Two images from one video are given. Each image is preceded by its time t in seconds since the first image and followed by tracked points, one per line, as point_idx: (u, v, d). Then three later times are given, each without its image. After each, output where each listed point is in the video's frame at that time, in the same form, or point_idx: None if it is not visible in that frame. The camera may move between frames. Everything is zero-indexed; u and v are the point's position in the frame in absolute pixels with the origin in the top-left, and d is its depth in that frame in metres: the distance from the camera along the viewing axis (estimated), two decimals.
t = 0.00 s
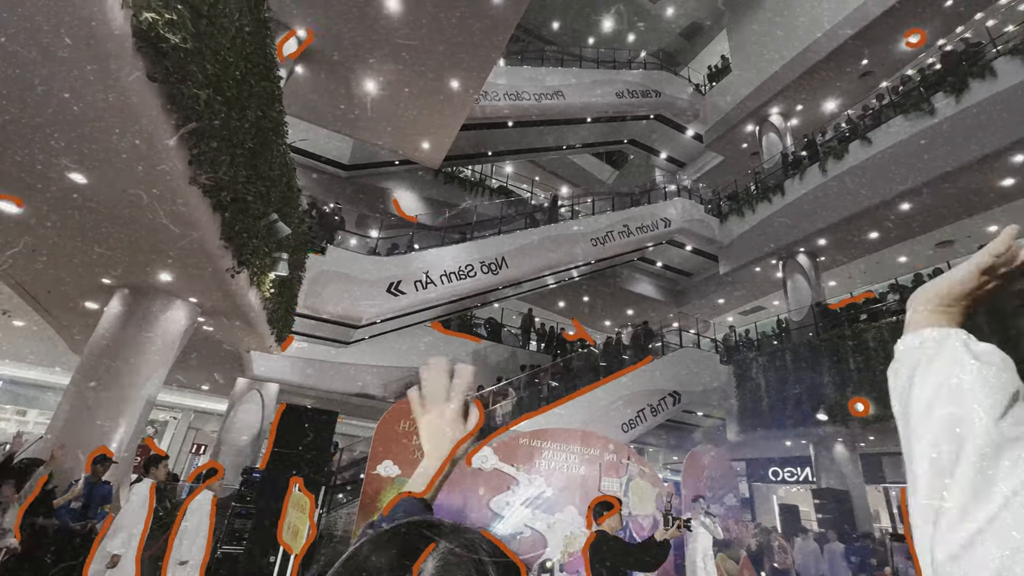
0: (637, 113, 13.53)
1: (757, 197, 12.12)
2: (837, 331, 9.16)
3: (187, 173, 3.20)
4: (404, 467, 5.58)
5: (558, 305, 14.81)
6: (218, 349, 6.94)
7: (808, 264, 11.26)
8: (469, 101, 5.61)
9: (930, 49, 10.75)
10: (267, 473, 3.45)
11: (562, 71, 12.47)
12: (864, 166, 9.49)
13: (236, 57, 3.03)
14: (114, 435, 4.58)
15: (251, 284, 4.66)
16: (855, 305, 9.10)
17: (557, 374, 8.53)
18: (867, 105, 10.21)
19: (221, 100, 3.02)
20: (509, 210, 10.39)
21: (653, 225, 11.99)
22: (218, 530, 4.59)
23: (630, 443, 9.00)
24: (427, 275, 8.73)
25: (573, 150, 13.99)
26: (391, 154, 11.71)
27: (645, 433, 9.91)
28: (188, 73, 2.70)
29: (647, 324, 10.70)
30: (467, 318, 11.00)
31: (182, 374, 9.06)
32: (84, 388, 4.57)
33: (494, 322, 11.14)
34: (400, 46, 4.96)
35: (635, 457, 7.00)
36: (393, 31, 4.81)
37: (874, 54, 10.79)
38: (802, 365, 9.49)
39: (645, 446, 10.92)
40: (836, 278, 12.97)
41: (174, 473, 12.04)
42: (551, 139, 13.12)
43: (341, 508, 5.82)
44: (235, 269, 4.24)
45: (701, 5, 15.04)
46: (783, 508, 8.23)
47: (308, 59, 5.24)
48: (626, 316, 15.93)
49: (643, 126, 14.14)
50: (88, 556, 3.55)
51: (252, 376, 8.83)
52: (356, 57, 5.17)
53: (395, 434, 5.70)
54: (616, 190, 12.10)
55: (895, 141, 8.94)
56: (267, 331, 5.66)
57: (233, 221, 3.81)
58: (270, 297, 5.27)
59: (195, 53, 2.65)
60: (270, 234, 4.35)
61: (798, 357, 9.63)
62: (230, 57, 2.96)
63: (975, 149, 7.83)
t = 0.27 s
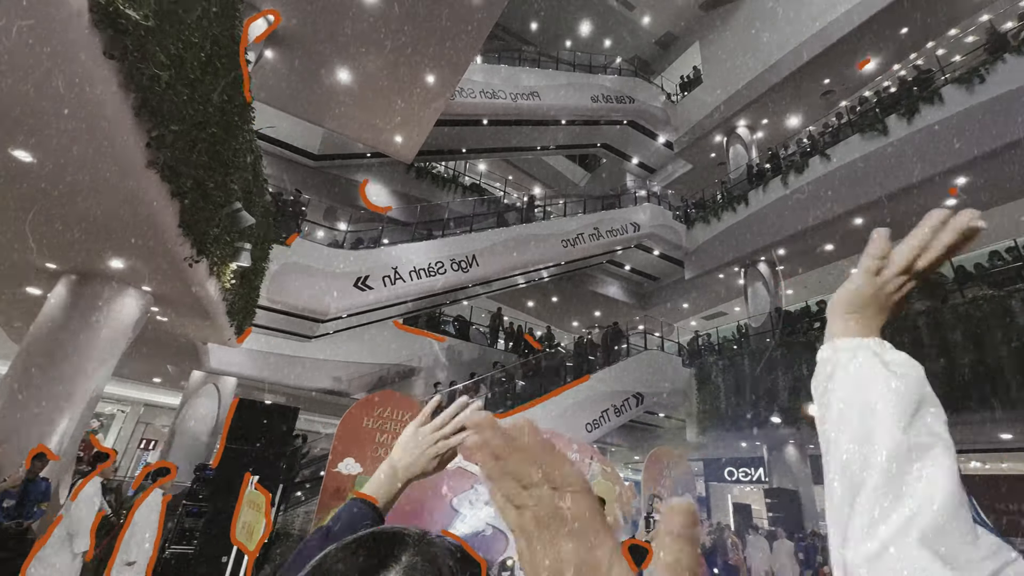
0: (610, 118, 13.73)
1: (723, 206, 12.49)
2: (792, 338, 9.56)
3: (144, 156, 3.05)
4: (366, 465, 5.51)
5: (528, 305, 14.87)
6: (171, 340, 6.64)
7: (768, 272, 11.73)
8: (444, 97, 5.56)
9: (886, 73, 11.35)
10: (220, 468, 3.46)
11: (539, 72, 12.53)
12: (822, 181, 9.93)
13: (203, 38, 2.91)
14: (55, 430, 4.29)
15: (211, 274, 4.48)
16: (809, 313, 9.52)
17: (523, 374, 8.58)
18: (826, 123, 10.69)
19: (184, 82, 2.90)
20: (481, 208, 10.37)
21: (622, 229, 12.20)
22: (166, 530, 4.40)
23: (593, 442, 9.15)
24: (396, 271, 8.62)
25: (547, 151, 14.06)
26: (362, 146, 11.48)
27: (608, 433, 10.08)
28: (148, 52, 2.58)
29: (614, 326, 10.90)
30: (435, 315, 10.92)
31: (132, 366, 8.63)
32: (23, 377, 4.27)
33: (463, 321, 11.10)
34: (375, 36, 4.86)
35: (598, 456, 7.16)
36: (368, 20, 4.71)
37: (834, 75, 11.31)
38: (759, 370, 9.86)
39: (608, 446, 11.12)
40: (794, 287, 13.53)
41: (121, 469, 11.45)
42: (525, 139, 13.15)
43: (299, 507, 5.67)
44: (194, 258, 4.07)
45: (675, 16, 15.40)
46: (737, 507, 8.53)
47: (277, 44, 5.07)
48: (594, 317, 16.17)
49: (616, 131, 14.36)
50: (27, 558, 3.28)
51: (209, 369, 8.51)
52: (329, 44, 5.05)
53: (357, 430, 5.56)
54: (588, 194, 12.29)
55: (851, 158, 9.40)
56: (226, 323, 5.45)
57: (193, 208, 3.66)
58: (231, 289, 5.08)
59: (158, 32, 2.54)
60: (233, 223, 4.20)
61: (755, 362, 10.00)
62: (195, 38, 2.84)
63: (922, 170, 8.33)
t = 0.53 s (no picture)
0: (589, 120, 13.85)
1: (695, 211, 12.64)
2: (758, 341, 9.86)
3: (105, 140, 2.92)
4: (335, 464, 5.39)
5: (503, 304, 14.88)
6: (131, 332, 6.38)
7: (737, 277, 12.08)
8: (423, 93, 5.49)
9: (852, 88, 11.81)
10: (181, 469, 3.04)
11: (519, 71, 12.54)
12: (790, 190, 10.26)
13: (172, 21, 2.82)
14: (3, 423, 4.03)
15: (176, 265, 4.31)
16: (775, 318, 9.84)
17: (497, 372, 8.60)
18: (795, 134, 11.05)
19: (151, 66, 2.80)
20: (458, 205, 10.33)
21: (598, 231, 12.33)
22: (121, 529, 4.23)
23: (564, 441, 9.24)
24: (370, 266, 8.51)
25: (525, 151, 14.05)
26: (338, 138, 11.26)
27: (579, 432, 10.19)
28: (113, 33, 2.49)
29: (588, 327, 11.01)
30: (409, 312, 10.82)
31: (87, 358, 8.24)
32: None
33: (437, 318, 11.03)
34: (354, 27, 4.78)
35: (569, 455, 7.24)
36: (347, 11, 4.63)
37: (804, 87, 11.71)
38: (726, 371, 10.13)
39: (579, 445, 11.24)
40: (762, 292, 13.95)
41: (73, 466, 10.91)
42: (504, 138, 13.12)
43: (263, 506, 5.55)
44: (157, 247, 3.90)
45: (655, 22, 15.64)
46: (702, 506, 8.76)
47: (251, 29, 4.93)
48: (568, 317, 16.31)
49: (594, 133, 14.48)
50: None
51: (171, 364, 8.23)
52: (306, 32, 4.94)
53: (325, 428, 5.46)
54: (565, 195, 12.42)
55: (817, 168, 9.75)
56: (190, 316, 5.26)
57: (158, 196, 3.51)
58: (198, 281, 4.89)
59: (125, 13, 2.45)
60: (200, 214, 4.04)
61: (723, 364, 10.27)
62: (164, 21, 2.74)
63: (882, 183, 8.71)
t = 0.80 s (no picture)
0: (570, 121, 13.93)
1: (672, 214, 12.85)
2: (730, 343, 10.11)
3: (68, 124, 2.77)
4: (307, 461, 5.33)
5: (481, 301, 14.87)
6: (94, 325, 6.15)
7: (711, 279, 12.37)
8: (404, 86, 5.44)
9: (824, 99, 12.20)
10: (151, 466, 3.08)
11: (502, 69, 12.59)
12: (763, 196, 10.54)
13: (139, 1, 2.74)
14: None
15: (145, 257, 4.08)
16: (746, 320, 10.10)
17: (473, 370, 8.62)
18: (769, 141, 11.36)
19: (120, 47, 2.70)
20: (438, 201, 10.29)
21: (577, 231, 12.44)
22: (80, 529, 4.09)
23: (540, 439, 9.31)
24: (346, 262, 8.42)
25: (506, 149, 13.84)
26: (316, 130, 11.06)
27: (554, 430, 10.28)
28: (80, 14, 2.40)
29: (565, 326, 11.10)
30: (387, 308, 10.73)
31: (45, 351, 7.90)
32: None
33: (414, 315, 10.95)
34: (334, 17, 4.70)
35: (544, 452, 7.29)
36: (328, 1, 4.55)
37: (778, 96, 12.05)
38: (699, 371, 10.36)
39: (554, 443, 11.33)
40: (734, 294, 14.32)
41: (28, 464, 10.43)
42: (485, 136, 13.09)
43: (232, 504, 5.44)
44: (124, 239, 3.68)
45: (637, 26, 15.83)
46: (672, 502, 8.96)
47: (227, 15, 4.80)
48: (546, 316, 16.41)
49: (575, 134, 14.59)
50: None
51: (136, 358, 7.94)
52: (285, 20, 4.83)
53: (296, 425, 5.36)
54: (545, 194, 12.42)
55: (790, 175, 10.04)
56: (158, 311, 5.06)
57: (125, 185, 3.27)
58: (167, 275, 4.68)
59: None
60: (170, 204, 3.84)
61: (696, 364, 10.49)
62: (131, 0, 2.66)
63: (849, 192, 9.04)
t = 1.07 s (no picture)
0: (555, 120, 13.97)
1: (654, 216, 13.01)
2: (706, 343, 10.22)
3: (34, 106, 2.65)
4: (281, 457, 5.27)
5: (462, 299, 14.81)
6: (58, 316, 5.93)
7: (690, 281, 12.61)
8: (389, 79, 5.39)
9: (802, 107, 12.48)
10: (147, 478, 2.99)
11: (487, 66, 12.54)
12: (741, 200, 10.75)
13: None
14: None
15: (112, 245, 3.95)
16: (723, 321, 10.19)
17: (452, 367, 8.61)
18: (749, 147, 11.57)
19: (91, 28, 2.62)
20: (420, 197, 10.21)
21: (559, 231, 12.48)
22: (39, 527, 3.97)
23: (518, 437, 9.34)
24: (325, 256, 8.30)
25: (490, 147, 13.81)
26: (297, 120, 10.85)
27: (533, 428, 10.31)
28: None
29: (546, 325, 11.14)
30: (366, 304, 10.62)
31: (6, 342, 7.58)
32: None
33: (394, 311, 10.86)
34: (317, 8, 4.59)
35: (522, 451, 7.29)
36: None
37: (758, 103, 12.32)
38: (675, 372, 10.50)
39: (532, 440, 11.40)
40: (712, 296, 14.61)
41: None
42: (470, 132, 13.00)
43: (201, 502, 5.34)
44: (92, 225, 3.56)
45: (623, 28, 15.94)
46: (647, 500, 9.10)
47: None
48: (527, 315, 16.46)
49: (559, 134, 14.60)
50: None
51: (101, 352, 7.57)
52: (264, 7, 4.68)
53: (271, 420, 5.33)
54: (529, 192, 12.43)
55: (767, 182, 10.28)
56: (128, 302, 4.89)
57: (95, 171, 3.15)
58: (137, 265, 4.52)
59: None
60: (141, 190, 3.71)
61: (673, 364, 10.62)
62: None
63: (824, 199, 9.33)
